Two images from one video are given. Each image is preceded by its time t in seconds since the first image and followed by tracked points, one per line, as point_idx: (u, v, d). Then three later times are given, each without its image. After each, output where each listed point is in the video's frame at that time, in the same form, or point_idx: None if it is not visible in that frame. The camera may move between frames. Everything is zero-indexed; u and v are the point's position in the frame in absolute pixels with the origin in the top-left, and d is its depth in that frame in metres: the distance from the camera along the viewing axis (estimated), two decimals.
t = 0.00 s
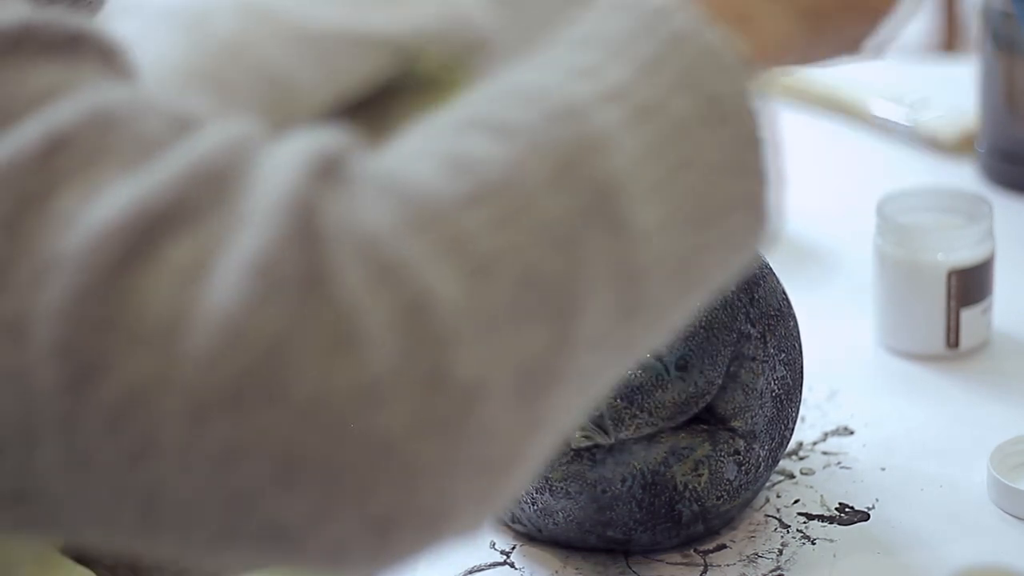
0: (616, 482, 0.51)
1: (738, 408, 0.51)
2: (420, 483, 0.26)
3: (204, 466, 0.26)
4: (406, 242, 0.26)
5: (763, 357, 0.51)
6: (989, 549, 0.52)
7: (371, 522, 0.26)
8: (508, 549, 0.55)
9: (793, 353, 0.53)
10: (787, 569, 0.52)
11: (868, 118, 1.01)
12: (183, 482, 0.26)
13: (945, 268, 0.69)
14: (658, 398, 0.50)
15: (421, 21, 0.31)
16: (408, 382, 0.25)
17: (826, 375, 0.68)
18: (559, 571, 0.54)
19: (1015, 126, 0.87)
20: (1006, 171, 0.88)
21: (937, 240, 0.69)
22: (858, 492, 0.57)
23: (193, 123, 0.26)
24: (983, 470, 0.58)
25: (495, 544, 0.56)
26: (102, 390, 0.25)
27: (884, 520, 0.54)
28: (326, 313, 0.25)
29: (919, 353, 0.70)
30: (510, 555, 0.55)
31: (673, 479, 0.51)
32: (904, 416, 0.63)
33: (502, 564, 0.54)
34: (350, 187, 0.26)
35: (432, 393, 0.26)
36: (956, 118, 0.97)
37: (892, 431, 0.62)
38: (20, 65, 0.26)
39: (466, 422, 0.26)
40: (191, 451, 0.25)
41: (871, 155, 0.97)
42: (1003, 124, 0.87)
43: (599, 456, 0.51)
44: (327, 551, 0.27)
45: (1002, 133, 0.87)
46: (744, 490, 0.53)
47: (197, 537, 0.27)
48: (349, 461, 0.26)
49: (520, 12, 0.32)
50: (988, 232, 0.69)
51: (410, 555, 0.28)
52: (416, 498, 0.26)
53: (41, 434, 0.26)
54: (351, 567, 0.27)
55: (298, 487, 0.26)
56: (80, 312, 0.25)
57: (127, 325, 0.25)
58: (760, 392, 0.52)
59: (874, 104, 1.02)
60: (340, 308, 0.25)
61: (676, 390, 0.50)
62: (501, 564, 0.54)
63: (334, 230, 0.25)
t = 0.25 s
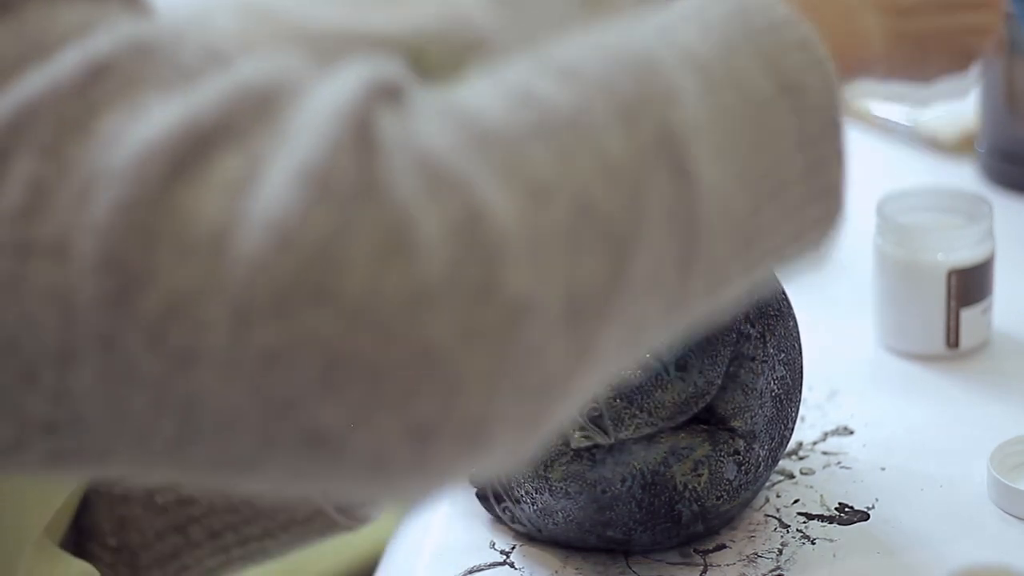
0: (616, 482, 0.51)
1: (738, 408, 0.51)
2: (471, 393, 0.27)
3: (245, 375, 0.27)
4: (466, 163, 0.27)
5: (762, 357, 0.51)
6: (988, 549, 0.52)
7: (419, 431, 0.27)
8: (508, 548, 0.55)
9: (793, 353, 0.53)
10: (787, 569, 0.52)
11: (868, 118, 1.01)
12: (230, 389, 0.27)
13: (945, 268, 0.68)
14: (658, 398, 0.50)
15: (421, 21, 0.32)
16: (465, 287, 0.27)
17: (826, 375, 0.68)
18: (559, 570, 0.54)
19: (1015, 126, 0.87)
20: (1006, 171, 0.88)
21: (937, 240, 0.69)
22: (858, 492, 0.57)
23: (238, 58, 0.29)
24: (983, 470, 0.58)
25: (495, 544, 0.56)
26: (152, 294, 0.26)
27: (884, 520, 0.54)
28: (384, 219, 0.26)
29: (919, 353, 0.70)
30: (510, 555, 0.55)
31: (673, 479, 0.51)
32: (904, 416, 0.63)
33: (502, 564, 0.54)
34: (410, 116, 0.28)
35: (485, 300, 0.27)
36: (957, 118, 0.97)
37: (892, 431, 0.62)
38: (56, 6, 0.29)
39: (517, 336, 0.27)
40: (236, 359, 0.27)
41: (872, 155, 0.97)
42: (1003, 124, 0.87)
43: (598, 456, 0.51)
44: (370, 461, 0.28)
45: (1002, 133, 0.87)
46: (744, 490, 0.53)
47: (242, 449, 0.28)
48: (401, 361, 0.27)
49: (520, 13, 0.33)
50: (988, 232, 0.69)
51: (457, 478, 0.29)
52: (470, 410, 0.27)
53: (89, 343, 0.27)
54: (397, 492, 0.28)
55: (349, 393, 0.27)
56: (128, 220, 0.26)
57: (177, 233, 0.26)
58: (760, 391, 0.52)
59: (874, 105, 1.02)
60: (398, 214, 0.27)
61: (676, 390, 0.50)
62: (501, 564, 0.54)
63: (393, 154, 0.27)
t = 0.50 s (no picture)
0: (616, 483, 0.51)
1: (738, 408, 0.51)
2: (513, 269, 0.33)
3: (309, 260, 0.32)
4: (486, 57, 0.33)
5: (762, 357, 0.51)
6: (988, 549, 0.52)
7: (469, 307, 0.33)
8: (508, 549, 0.55)
9: (792, 353, 0.53)
10: (787, 569, 0.52)
11: (869, 118, 1.01)
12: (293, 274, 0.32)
13: (945, 268, 0.68)
14: (658, 399, 0.49)
15: None
16: (499, 169, 0.32)
17: (827, 376, 0.68)
18: (559, 571, 0.54)
19: (1015, 125, 0.87)
20: (1006, 171, 0.88)
21: (937, 240, 0.69)
22: (858, 492, 0.57)
23: None
24: (983, 470, 0.58)
25: (495, 545, 0.56)
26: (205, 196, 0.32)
27: (884, 520, 0.54)
28: (423, 110, 0.32)
29: (919, 352, 0.70)
30: (510, 555, 0.55)
31: (673, 479, 0.51)
32: (904, 416, 0.63)
33: (502, 564, 0.54)
34: (429, 23, 0.34)
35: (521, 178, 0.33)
36: (957, 118, 0.97)
37: (892, 431, 0.62)
38: None
39: (556, 208, 0.33)
40: (296, 242, 0.32)
41: (872, 155, 0.97)
42: (1003, 124, 0.87)
43: (599, 456, 0.51)
44: (427, 339, 0.33)
45: (1002, 133, 0.87)
46: (744, 490, 0.53)
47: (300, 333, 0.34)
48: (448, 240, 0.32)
49: None
50: (988, 232, 0.69)
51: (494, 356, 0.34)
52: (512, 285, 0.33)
53: (151, 242, 0.33)
54: (446, 363, 0.34)
55: (402, 271, 0.32)
56: (183, 131, 0.32)
57: (228, 139, 0.32)
58: (760, 392, 0.51)
59: (874, 104, 1.02)
60: (434, 104, 0.32)
61: (676, 390, 0.49)
62: (501, 564, 0.54)
63: (422, 56, 0.33)
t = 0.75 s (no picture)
0: (616, 482, 0.51)
1: (738, 408, 0.51)
2: (533, 165, 0.38)
3: (330, 162, 0.38)
4: None
5: (762, 357, 0.51)
6: (988, 549, 0.52)
7: (490, 202, 0.38)
8: (508, 549, 0.55)
9: (793, 352, 0.53)
10: (787, 569, 0.52)
11: (869, 117, 1.01)
12: (320, 176, 0.38)
13: (945, 268, 0.69)
14: (658, 398, 0.49)
15: None
16: (507, 79, 0.37)
17: (827, 376, 0.68)
18: (559, 571, 0.53)
19: (1015, 126, 0.87)
20: (1006, 171, 0.88)
21: (937, 240, 0.69)
22: (858, 492, 0.57)
23: None
24: (983, 470, 0.58)
25: (495, 545, 0.56)
26: (224, 112, 0.38)
27: (884, 520, 0.54)
28: (440, 22, 0.37)
29: (919, 353, 0.70)
30: (510, 555, 0.55)
31: (673, 479, 0.51)
32: (904, 416, 0.63)
33: (502, 564, 0.54)
34: None
35: (538, 70, 0.37)
36: (957, 118, 0.97)
37: (892, 431, 0.62)
38: None
39: (573, 96, 0.38)
40: (322, 144, 0.37)
41: (872, 155, 0.97)
42: (1003, 124, 0.87)
43: (599, 456, 0.51)
44: (451, 241, 0.38)
45: (1002, 134, 0.87)
46: (744, 490, 0.53)
47: (328, 244, 0.39)
48: (467, 143, 0.37)
49: None
50: (988, 232, 0.69)
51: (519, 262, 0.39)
52: (535, 183, 0.38)
53: (179, 160, 0.38)
54: (471, 257, 0.38)
55: (424, 169, 0.37)
56: (198, 47, 0.38)
57: (244, 52, 0.38)
58: (761, 392, 0.51)
59: (875, 104, 1.02)
60: (451, 19, 0.37)
61: (676, 390, 0.49)
62: (501, 564, 0.54)
63: None
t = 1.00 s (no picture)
0: (616, 482, 0.51)
1: (738, 408, 0.51)
2: (505, 143, 0.34)
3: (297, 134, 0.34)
4: None
5: (762, 357, 0.51)
6: (988, 549, 0.52)
7: (460, 178, 0.34)
8: (508, 549, 0.55)
9: (793, 352, 0.53)
10: (787, 569, 0.52)
11: (868, 117, 1.01)
12: (284, 150, 0.34)
13: (945, 268, 0.69)
14: (658, 398, 0.49)
15: None
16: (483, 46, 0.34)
17: (828, 376, 0.68)
18: (559, 571, 0.53)
19: (1015, 126, 0.87)
20: (1006, 171, 0.88)
21: (937, 239, 0.70)
22: (858, 492, 0.57)
23: None
24: (983, 469, 0.58)
25: (495, 545, 0.56)
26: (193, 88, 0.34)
27: (884, 520, 0.54)
28: None
29: (919, 353, 0.70)
30: (510, 555, 0.55)
31: (673, 479, 0.51)
32: (904, 416, 0.63)
33: (502, 564, 0.54)
34: None
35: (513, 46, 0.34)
36: (957, 118, 0.97)
37: (892, 431, 0.62)
38: None
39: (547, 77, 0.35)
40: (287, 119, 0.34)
41: (872, 155, 0.97)
42: (1003, 124, 0.87)
43: (599, 456, 0.51)
44: (420, 216, 0.35)
45: (1002, 134, 0.87)
46: (744, 490, 0.53)
47: (291, 222, 0.35)
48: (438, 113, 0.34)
49: None
50: (988, 232, 0.69)
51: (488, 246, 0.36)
52: (506, 155, 0.34)
53: (137, 138, 0.35)
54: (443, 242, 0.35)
55: (391, 146, 0.34)
56: (168, 23, 0.34)
57: (213, 30, 0.34)
58: (760, 391, 0.51)
59: (874, 104, 1.02)
60: None
61: (676, 390, 0.49)
62: (501, 564, 0.54)
63: None
